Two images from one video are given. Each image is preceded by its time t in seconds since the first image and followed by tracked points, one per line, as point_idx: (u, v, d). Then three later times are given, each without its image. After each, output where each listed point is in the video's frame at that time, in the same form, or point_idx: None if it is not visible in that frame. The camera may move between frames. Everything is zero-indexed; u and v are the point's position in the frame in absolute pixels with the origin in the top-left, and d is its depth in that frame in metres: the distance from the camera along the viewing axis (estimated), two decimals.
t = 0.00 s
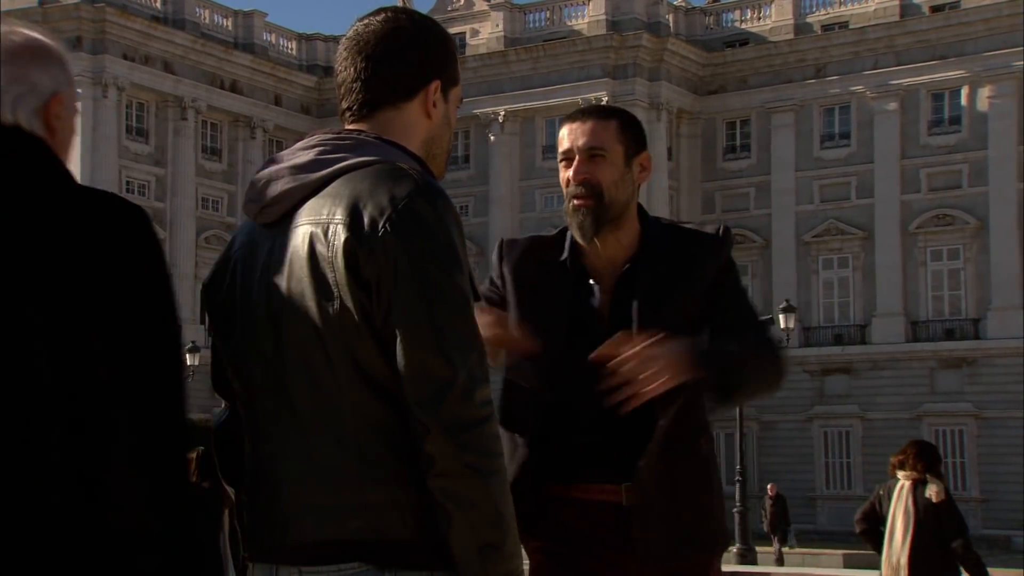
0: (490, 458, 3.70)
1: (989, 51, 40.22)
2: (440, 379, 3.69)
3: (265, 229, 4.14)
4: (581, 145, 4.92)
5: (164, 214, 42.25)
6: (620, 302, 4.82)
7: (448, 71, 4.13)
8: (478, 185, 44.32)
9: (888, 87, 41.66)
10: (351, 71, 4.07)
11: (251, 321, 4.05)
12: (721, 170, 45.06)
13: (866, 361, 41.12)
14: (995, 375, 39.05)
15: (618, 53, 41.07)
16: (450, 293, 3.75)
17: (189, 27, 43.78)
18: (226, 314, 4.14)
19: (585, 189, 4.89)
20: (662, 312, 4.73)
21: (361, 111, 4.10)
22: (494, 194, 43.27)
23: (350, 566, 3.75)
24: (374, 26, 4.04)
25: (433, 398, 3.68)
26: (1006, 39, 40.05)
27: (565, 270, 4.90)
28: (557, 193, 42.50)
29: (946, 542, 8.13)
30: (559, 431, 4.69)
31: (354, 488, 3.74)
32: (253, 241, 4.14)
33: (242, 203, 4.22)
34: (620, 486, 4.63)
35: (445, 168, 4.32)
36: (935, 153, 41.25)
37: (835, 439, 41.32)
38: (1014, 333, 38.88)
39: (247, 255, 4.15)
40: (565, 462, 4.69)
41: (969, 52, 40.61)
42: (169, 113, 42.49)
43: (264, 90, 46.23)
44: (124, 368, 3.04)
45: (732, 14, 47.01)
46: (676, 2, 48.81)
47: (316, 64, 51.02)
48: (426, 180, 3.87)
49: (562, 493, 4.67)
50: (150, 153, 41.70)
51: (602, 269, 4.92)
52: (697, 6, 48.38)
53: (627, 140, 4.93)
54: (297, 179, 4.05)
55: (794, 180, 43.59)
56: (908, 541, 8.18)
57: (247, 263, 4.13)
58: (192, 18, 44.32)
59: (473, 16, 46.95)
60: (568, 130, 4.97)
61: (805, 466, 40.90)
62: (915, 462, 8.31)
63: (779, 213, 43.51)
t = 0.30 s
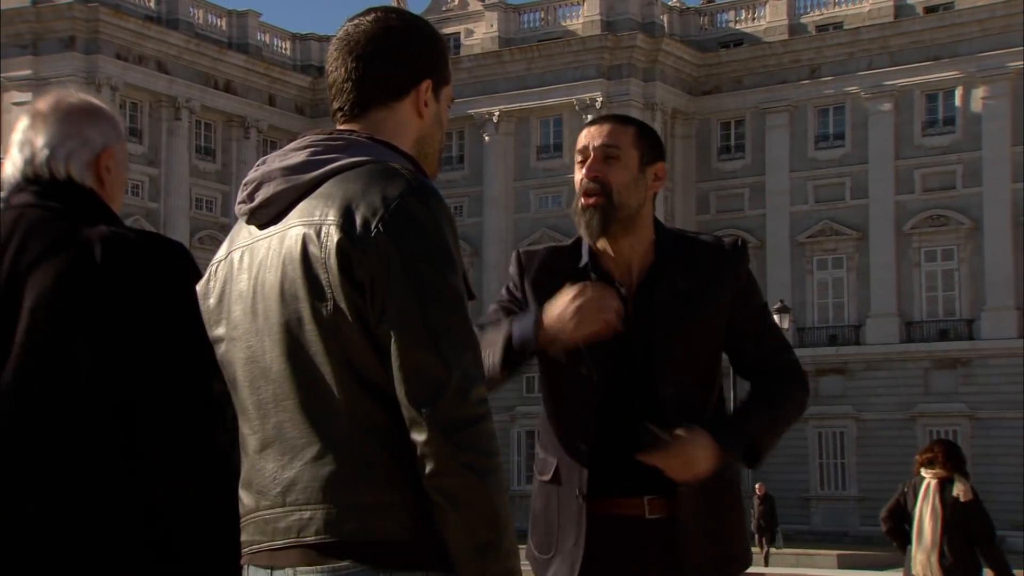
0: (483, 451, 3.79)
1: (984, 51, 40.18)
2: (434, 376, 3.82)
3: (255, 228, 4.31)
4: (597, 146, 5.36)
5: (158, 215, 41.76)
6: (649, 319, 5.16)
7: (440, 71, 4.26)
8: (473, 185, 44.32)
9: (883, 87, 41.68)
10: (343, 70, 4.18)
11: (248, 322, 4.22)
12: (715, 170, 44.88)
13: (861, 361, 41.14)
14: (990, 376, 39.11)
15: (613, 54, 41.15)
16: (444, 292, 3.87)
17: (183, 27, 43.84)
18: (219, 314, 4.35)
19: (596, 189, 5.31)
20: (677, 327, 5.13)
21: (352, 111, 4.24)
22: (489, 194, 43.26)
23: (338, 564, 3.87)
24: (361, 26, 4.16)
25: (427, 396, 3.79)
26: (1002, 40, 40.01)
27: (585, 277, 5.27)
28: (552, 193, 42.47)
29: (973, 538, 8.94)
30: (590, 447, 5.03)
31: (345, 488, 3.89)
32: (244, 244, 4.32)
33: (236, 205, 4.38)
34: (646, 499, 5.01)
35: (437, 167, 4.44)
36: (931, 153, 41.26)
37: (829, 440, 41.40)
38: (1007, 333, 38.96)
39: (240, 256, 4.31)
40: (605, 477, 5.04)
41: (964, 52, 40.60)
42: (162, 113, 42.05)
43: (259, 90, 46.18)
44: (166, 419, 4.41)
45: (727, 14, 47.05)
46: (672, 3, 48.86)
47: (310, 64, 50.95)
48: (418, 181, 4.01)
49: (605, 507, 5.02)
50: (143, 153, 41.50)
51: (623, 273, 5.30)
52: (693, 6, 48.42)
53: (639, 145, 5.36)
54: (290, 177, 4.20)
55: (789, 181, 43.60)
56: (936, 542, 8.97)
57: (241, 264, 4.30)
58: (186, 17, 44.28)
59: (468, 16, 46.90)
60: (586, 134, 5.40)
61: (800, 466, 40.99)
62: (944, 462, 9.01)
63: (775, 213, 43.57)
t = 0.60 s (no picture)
0: (481, 451, 3.73)
1: (977, 52, 40.25)
2: (434, 374, 3.74)
3: (244, 231, 4.17)
4: (581, 149, 5.11)
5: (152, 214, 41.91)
6: (630, 319, 5.01)
7: (422, 67, 4.14)
8: (468, 186, 44.35)
9: (877, 88, 41.71)
10: (324, 69, 4.07)
11: (238, 321, 4.07)
12: (710, 170, 45.02)
13: (854, 362, 41.23)
14: (984, 375, 39.25)
15: (607, 54, 41.14)
16: (444, 293, 3.78)
17: (176, 27, 43.75)
18: (208, 317, 4.19)
19: (578, 190, 5.07)
20: (661, 329, 4.96)
21: (337, 110, 4.11)
22: (484, 194, 43.29)
23: (334, 566, 3.75)
24: (343, 24, 4.05)
25: (432, 395, 3.72)
26: (995, 41, 40.03)
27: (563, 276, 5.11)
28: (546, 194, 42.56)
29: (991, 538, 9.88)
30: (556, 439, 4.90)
31: (347, 489, 3.77)
32: (233, 244, 4.17)
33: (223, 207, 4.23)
34: (614, 495, 4.86)
35: (423, 163, 4.33)
36: (924, 153, 41.34)
37: (823, 441, 41.48)
38: (1001, 334, 39.07)
39: (225, 260, 4.18)
40: (569, 473, 4.89)
41: (957, 53, 40.65)
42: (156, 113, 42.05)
43: (253, 90, 46.14)
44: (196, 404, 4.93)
45: (721, 14, 47.07)
46: (667, 3, 48.83)
47: (304, 64, 50.91)
48: (412, 179, 3.90)
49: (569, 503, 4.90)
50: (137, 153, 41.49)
51: (599, 273, 5.14)
52: (688, 7, 48.39)
53: (624, 145, 5.13)
54: (279, 179, 4.06)
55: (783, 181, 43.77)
56: (956, 542, 9.90)
57: (229, 266, 4.16)
58: (179, 17, 44.17)
59: (463, 16, 46.83)
60: (568, 135, 5.17)
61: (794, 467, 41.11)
62: (954, 471, 9.92)
63: (768, 213, 43.68)
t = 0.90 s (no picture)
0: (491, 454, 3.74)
1: (977, 52, 40.25)
2: (456, 372, 3.69)
3: (241, 229, 4.03)
4: (561, 142, 5.12)
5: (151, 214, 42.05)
6: (616, 313, 5.01)
7: (415, 61, 4.06)
8: (467, 186, 44.37)
9: (876, 88, 41.67)
10: (316, 64, 3.98)
11: (238, 321, 3.93)
12: (709, 170, 45.04)
13: (854, 362, 41.22)
14: (983, 375, 39.17)
15: (607, 54, 41.08)
16: (455, 294, 3.71)
17: (175, 26, 43.72)
18: (205, 313, 4.06)
19: (559, 185, 5.11)
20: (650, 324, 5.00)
21: (329, 107, 4.03)
22: (482, 194, 43.34)
23: (338, 568, 3.67)
24: (335, 20, 3.96)
25: (444, 395, 3.67)
26: (995, 41, 40.07)
27: (542, 261, 5.09)
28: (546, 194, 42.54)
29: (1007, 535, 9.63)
30: (539, 428, 4.89)
31: (356, 491, 3.67)
32: (230, 239, 4.04)
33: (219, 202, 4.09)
34: (596, 489, 4.86)
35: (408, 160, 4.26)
36: (924, 153, 41.34)
37: (822, 441, 41.50)
38: (1000, 334, 39.07)
39: (219, 258, 4.05)
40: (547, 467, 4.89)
41: (957, 53, 40.65)
42: (155, 112, 42.10)
43: (252, 90, 46.19)
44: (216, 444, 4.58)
45: (721, 14, 47.08)
46: (666, 3, 48.89)
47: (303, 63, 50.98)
48: (417, 178, 3.84)
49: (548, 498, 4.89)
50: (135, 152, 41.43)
51: (578, 263, 5.14)
52: (686, 7, 48.46)
53: (605, 138, 5.13)
54: (279, 179, 3.93)
55: (782, 182, 43.77)
56: (971, 541, 9.64)
57: (222, 269, 4.02)
58: (178, 17, 44.11)
59: (461, 16, 46.85)
60: (546, 127, 5.15)
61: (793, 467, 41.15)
62: (969, 467, 9.74)
63: (768, 213, 43.69)
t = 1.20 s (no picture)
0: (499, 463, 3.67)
1: (982, 53, 40.11)
2: (464, 375, 3.62)
3: (242, 230, 3.97)
4: (573, 149, 4.84)
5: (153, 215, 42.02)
6: (640, 314, 4.82)
7: (416, 60, 3.99)
8: (470, 187, 44.29)
9: (882, 88, 41.61)
10: (317, 63, 3.91)
11: (241, 321, 3.88)
12: (714, 171, 44.92)
13: (859, 364, 41.14)
14: (988, 377, 39.02)
15: (610, 55, 41.09)
16: (460, 293, 3.65)
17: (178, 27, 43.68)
18: (208, 313, 3.99)
19: (574, 195, 4.84)
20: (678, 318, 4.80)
21: (331, 106, 3.95)
22: (485, 196, 43.33)
23: (343, 571, 3.59)
24: (344, 17, 3.88)
25: (453, 394, 3.60)
26: (1000, 41, 39.90)
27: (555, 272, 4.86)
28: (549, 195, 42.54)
29: None
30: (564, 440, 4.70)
31: (361, 494, 3.60)
32: (233, 241, 3.98)
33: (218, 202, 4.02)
34: (624, 491, 4.68)
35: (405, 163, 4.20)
36: (929, 154, 41.22)
37: (828, 443, 41.37)
38: (1005, 336, 38.90)
39: (218, 260, 4.00)
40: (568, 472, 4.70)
41: (962, 53, 40.53)
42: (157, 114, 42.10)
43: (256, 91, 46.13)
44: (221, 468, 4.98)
45: (726, 15, 47.03)
46: (670, 4, 48.83)
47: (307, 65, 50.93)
48: (425, 178, 3.77)
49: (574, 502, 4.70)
50: (138, 154, 41.50)
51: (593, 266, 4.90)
52: (690, 8, 48.38)
53: (618, 140, 4.85)
54: (284, 181, 3.84)
55: (787, 183, 43.67)
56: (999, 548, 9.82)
57: (227, 268, 3.96)
58: (181, 18, 44.09)
59: (465, 17, 46.78)
60: (556, 134, 4.88)
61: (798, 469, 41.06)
62: (1004, 477, 9.84)
63: (773, 213, 43.60)
